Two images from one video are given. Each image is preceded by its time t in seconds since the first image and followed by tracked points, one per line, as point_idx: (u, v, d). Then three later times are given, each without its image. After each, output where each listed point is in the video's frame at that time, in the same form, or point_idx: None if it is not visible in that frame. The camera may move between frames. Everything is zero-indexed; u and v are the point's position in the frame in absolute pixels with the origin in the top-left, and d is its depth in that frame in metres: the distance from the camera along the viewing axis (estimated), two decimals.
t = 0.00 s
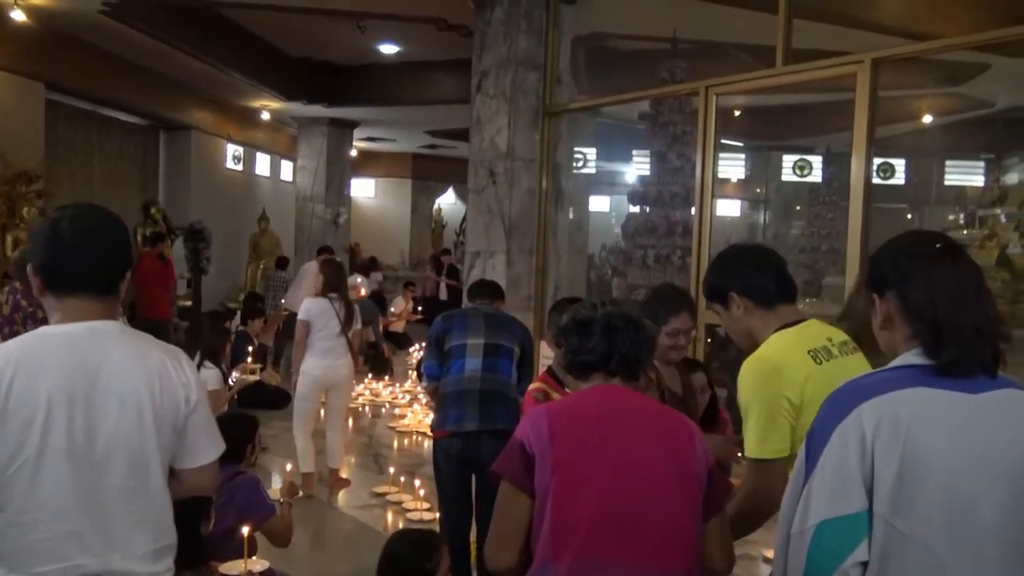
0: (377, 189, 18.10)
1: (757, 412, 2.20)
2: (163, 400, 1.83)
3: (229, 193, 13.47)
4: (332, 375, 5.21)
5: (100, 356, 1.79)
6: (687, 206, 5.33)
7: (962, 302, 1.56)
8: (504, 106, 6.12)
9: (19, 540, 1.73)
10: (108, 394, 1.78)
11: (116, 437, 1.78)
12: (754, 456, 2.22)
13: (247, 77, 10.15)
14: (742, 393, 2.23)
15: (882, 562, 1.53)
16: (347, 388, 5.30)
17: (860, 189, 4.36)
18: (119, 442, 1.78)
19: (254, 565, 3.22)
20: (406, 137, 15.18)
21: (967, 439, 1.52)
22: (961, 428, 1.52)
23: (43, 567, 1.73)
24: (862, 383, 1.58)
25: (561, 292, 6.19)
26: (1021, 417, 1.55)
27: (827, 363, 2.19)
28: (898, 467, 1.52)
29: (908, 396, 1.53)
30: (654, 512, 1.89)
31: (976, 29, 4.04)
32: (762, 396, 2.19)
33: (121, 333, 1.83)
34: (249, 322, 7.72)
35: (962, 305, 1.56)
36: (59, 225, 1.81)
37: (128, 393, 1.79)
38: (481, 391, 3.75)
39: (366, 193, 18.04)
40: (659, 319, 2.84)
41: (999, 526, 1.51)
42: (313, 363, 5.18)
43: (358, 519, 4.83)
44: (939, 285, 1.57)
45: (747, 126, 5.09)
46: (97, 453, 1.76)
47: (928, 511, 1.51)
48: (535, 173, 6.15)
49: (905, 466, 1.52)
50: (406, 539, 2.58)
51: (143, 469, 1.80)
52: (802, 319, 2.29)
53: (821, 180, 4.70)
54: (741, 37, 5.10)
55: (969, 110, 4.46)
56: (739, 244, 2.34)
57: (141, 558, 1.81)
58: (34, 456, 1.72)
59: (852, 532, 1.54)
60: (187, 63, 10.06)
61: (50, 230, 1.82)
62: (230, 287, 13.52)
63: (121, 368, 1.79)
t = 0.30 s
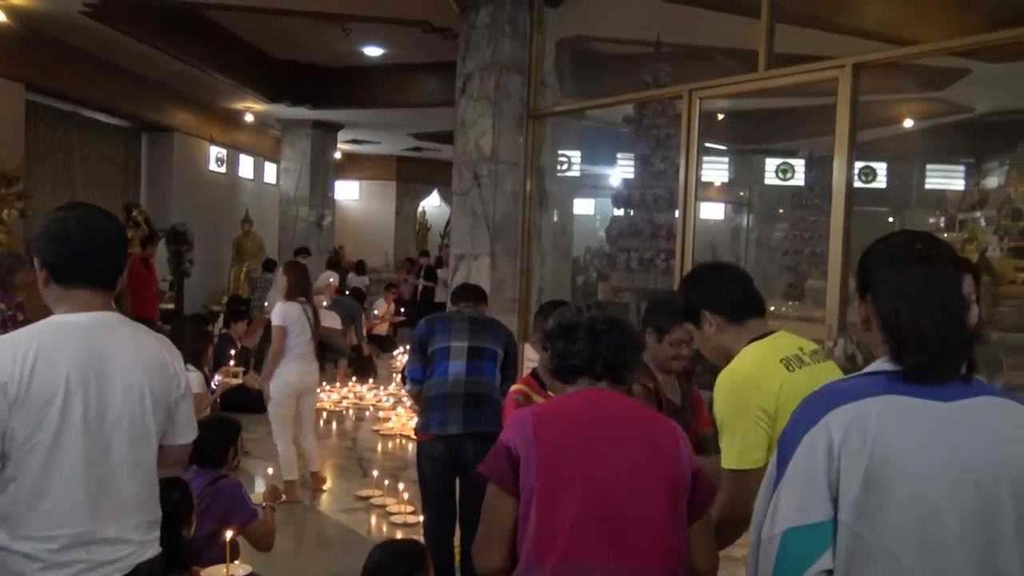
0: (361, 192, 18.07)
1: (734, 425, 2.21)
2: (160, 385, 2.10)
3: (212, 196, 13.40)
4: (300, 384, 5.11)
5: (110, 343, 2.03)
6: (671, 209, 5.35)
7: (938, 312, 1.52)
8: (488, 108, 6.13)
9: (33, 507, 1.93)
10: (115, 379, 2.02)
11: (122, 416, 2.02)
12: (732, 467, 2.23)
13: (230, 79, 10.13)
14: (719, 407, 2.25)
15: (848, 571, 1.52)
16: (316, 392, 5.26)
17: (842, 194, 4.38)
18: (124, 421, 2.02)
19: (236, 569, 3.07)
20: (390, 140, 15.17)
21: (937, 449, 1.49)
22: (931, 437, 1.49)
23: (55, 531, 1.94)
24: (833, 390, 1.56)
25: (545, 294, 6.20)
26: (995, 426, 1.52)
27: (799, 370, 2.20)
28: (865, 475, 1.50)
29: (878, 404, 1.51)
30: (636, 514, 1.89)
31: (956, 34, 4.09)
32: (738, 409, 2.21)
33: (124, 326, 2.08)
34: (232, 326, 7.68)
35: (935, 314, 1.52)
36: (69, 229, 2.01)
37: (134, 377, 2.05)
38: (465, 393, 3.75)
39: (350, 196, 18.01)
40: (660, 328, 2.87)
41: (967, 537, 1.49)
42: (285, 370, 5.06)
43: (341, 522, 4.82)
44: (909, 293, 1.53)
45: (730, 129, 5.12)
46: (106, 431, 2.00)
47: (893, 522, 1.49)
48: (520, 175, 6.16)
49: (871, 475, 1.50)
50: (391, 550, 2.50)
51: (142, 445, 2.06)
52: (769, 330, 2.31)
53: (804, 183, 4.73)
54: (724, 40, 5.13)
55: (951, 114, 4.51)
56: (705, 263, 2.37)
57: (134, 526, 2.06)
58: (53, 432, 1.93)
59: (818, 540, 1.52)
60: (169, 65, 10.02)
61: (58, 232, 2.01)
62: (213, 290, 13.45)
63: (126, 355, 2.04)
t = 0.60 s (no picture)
0: (346, 195, 18.00)
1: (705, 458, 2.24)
2: (153, 381, 2.23)
3: (196, 199, 13.32)
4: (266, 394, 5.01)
5: (113, 337, 2.15)
6: (655, 213, 5.36)
7: (823, 328, 1.63)
8: (473, 113, 6.13)
9: (40, 494, 1.99)
10: (118, 373, 2.13)
11: (122, 409, 2.13)
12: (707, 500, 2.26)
13: (213, 81, 10.07)
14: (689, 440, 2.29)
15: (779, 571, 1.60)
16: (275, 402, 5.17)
17: (824, 198, 4.42)
18: (125, 412, 2.13)
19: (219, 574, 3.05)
20: (375, 143, 15.13)
21: (860, 453, 1.56)
22: (854, 443, 1.57)
23: (62, 516, 2.01)
24: (765, 397, 1.66)
25: (530, 298, 6.20)
26: (922, 431, 1.58)
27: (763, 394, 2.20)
28: (792, 478, 1.58)
29: (803, 410, 1.60)
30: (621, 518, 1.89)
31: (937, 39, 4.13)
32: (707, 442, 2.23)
33: (121, 325, 2.20)
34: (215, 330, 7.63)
35: (831, 326, 1.63)
36: (64, 234, 2.09)
37: (133, 371, 2.17)
38: (449, 397, 3.75)
39: (336, 199, 17.94)
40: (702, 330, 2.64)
41: (892, 539, 1.55)
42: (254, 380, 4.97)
43: (325, 527, 4.79)
44: (807, 306, 1.67)
45: (714, 134, 5.13)
46: (110, 421, 2.10)
47: (820, 524, 1.57)
48: (504, 180, 6.17)
49: (798, 478, 1.58)
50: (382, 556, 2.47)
51: (136, 436, 2.18)
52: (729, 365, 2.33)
53: (787, 188, 4.74)
54: (708, 45, 5.15)
55: (934, 120, 4.57)
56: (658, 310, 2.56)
57: (128, 514, 2.16)
58: (65, 421, 2.00)
59: (750, 540, 1.61)
60: (152, 66, 9.95)
61: (52, 235, 2.09)
62: (196, 294, 13.35)
63: (126, 351, 2.17)
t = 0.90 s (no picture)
0: (335, 198, 17.97)
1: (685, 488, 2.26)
2: (140, 384, 2.21)
3: (183, 202, 13.27)
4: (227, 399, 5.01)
5: (99, 341, 2.13)
6: (644, 217, 5.38)
7: (773, 330, 1.63)
8: (462, 116, 6.14)
9: (16, 495, 1.99)
10: (103, 375, 2.11)
11: (108, 411, 2.12)
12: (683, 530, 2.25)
13: (202, 84, 10.05)
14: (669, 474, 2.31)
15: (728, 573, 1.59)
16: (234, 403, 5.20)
17: (811, 202, 4.45)
18: (109, 415, 2.12)
19: None
20: (363, 146, 15.13)
21: (809, 457, 1.54)
22: (803, 447, 1.55)
23: (37, 519, 2.00)
24: (719, 399, 1.64)
25: (519, 301, 6.21)
26: (873, 434, 1.55)
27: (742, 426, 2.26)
28: (740, 481, 1.57)
29: (753, 413, 1.58)
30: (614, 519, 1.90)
31: (923, 44, 4.16)
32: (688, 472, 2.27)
33: (111, 329, 2.18)
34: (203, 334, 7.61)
35: (782, 325, 1.62)
36: (47, 233, 2.08)
37: (119, 375, 2.14)
38: (437, 400, 3.75)
39: (324, 202, 17.92)
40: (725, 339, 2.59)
41: (839, 542, 1.54)
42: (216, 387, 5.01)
43: (313, 531, 4.78)
44: (759, 306, 1.66)
45: (702, 138, 5.14)
46: (92, 424, 2.08)
47: (767, 527, 1.56)
48: (492, 183, 6.19)
49: (747, 480, 1.57)
50: (358, 556, 2.44)
51: (122, 438, 2.16)
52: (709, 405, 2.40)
53: (775, 192, 4.73)
54: (696, 50, 5.18)
55: (917, 125, 4.62)
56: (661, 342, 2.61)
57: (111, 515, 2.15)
58: (44, 423, 2.00)
59: (700, 542, 1.61)
60: (140, 69, 9.92)
61: (37, 235, 2.09)
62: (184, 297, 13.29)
63: (113, 353, 2.15)
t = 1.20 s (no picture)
0: (330, 200, 17.96)
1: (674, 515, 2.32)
2: (128, 387, 2.17)
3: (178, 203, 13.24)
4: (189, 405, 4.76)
5: (80, 344, 2.12)
6: (639, 219, 5.38)
7: (765, 329, 1.63)
8: (457, 118, 6.15)
9: None
10: (84, 378, 2.10)
11: (90, 414, 2.09)
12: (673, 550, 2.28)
13: (196, 86, 10.03)
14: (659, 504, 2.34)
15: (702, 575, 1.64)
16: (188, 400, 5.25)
17: (805, 203, 4.45)
18: (92, 419, 2.09)
19: None
20: (358, 148, 15.11)
21: (779, 461, 1.58)
22: (774, 451, 1.58)
23: (16, 522, 2.01)
24: (694, 402, 1.68)
25: (514, 303, 6.22)
26: (845, 437, 1.58)
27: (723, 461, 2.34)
28: (713, 486, 1.60)
29: (726, 417, 1.62)
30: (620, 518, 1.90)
31: (916, 47, 4.18)
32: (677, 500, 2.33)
33: (99, 333, 2.17)
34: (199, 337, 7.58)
35: (768, 323, 1.63)
36: (34, 235, 2.10)
37: (102, 378, 2.11)
38: (432, 403, 3.75)
39: (319, 204, 17.90)
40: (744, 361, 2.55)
41: (810, 544, 1.58)
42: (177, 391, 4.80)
43: (309, 533, 4.78)
44: (747, 300, 1.66)
45: (697, 141, 5.16)
46: (73, 428, 2.07)
47: (740, 530, 1.60)
48: (488, 185, 6.20)
49: (720, 484, 1.60)
50: (355, 556, 2.44)
51: (109, 441, 2.12)
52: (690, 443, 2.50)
53: (770, 195, 4.74)
54: (691, 52, 5.19)
55: (909, 128, 4.63)
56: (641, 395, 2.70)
57: (99, 520, 2.12)
58: (21, 426, 2.00)
59: (675, 545, 1.65)
60: (134, 71, 9.91)
61: (27, 237, 2.12)
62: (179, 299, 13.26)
63: (96, 356, 2.12)
